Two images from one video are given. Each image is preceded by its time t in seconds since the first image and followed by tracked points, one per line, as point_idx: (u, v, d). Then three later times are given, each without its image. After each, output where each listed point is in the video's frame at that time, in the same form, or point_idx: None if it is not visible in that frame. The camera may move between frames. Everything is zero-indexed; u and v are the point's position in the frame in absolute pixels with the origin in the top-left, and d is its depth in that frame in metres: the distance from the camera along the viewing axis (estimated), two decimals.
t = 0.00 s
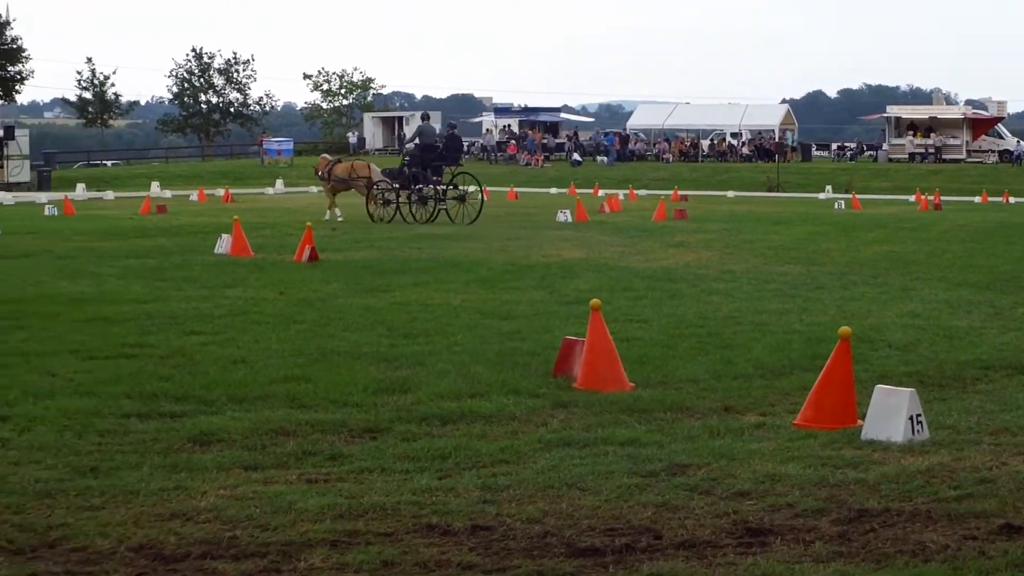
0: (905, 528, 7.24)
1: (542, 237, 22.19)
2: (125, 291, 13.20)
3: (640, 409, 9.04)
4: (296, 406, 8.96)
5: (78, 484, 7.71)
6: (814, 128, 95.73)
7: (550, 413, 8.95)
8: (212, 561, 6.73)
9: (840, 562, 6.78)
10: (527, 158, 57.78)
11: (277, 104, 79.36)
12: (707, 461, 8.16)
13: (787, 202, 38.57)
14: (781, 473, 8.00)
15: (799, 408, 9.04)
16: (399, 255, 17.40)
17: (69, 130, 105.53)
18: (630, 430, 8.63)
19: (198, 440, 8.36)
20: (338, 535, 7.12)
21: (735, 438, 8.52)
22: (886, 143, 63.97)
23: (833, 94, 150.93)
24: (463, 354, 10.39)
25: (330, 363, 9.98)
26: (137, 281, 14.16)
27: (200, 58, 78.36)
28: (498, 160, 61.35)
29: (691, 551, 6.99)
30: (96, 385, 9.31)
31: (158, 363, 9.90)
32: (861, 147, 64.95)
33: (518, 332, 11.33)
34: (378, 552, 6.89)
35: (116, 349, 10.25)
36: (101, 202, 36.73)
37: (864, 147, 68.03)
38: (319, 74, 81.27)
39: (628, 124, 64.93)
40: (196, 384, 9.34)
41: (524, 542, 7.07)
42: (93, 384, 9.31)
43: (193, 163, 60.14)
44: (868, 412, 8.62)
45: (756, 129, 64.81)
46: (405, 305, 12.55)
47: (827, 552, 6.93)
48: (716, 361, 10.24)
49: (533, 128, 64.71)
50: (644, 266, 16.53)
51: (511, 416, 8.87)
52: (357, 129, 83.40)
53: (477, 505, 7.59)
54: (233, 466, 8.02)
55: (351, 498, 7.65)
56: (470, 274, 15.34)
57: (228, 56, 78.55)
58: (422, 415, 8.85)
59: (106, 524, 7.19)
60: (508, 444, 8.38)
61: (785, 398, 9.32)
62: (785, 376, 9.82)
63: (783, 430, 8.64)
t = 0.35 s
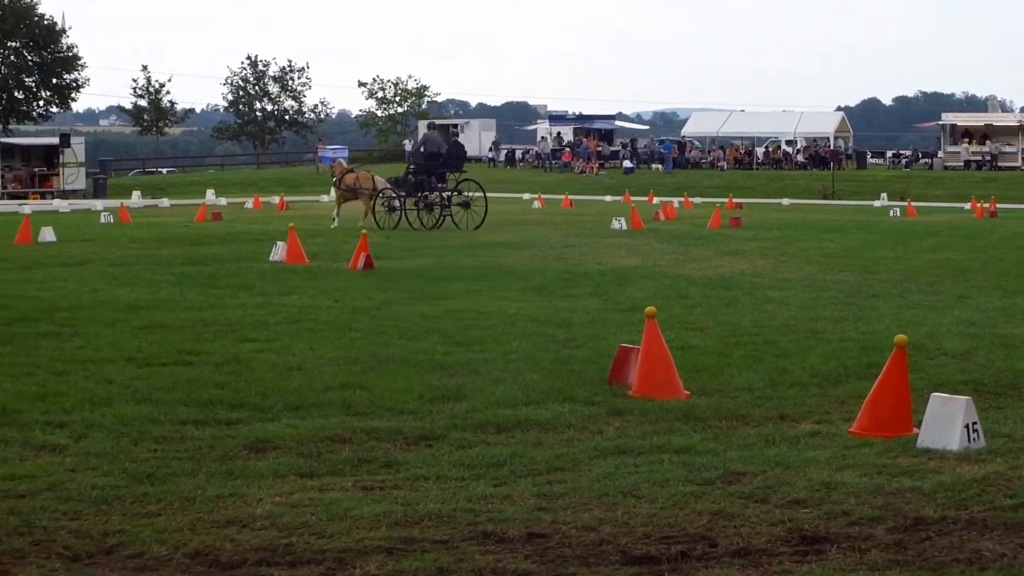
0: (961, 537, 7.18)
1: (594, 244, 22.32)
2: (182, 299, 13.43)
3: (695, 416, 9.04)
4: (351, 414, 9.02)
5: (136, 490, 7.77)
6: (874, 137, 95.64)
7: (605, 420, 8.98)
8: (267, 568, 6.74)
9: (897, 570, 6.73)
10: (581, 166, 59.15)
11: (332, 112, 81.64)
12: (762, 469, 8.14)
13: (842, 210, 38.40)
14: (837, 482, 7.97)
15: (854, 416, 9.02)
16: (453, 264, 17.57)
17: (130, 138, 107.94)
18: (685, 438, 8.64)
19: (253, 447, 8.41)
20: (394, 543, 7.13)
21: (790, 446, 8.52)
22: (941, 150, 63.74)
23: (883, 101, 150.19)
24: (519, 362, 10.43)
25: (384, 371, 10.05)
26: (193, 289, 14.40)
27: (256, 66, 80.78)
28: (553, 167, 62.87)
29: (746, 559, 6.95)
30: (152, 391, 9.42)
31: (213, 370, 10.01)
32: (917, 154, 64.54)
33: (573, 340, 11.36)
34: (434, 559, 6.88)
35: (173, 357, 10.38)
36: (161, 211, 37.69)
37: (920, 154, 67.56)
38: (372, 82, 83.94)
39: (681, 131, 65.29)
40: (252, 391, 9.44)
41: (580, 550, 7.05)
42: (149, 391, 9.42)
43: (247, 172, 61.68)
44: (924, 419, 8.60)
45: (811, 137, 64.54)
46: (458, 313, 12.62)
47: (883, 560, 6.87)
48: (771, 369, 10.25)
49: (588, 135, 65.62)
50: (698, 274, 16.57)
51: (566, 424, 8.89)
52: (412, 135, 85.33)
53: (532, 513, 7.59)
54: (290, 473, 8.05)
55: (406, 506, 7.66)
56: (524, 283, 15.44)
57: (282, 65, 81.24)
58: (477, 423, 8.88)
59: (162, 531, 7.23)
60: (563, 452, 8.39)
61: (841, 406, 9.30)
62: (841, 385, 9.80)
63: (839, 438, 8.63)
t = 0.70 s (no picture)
0: (1005, 544, 7.10)
1: (636, 250, 22.38)
2: (226, 304, 13.58)
3: (738, 423, 9.04)
4: (394, 419, 9.06)
5: (179, 494, 7.79)
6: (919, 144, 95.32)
7: (647, 426, 8.99)
8: (309, 572, 6.72)
9: None
10: (625, 171, 59.54)
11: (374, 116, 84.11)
12: (805, 476, 8.12)
13: (887, 216, 38.24)
14: (880, 488, 7.93)
15: (898, 423, 9.00)
16: (495, 269, 17.68)
17: (174, 142, 109.75)
18: (727, 444, 8.64)
19: (296, 452, 8.45)
20: (436, 548, 7.10)
21: (833, 452, 8.50)
22: (985, 157, 63.60)
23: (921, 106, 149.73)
24: (561, 368, 10.46)
25: (426, 376, 10.10)
26: (235, 293, 14.56)
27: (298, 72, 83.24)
28: (596, 172, 63.80)
29: (789, 565, 6.90)
30: (195, 396, 9.49)
31: (256, 375, 10.08)
32: (958, 161, 64.21)
33: (616, 346, 11.40)
34: (476, 564, 6.85)
35: (215, 362, 10.47)
36: (206, 215, 38.21)
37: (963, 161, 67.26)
38: (414, 87, 87.17)
39: (725, 137, 65.06)
40: (294, 396, 9.50)
41: (622, 555, 7.01)
42: (192, 396, 9.49)
43: (288, 177, 62.70)
44: (966, 426, 8.55)
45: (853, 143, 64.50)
46: (498, 319, 12.67)
47: (926, 567, 6.81)
48: (814, 376, 10.25)
49: (630, 142, 66.08)
50: (739, 280, 16.60)
51: (608, 430, 8.91)
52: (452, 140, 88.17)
53: (574, 518, 7.55)
54: (332, 478, 8.06)
55: (448, 511, 7.64)
56: (564, 289, 15.51)
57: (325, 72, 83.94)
58: (520, 428, 8.91)
59: (205, 535, 7.22)
60: (605, 458, 8.40)
61: (884, 413, 9.28)
62: (883, 392, 9.78)
63: (881, 445, 8.61)
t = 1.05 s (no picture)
0: None
1: (666, 254, 22.42)
2: (257, 306, 13.65)
3: (768, 427, 9.05)
4: (425, 422, 9.08)
5: (210, 496, 7.78)
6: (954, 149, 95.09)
7: (678, 431, 8.99)
8: None
9: None
10: (655, 175, 59.85)
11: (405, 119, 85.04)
12: (837, 481, 8.11)
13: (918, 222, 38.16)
14: (911, 494, 7.90)
15: (929, 429, 8.98)
16: (525, 273, 17.73)
17: (206, 145, 110.52)
18: (759, 449, 8.64)
19: (327, 455, 8.46)
20: (466, 551, 7.07)
21: (864, 458, 8.49)
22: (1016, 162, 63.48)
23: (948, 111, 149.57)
24: (592, 372, 10.48)
25: (457, 380, 10.13)
26: (265, 296, 14.64)
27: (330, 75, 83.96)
28: (628, 175, 64.21)
29: (820, 570, 6.86)
30: (226, 399, 9.52)
31: (287, 378, 10.11)
32: (990, 165, 64.34)
33: (647, 349, 11.42)
34: (507, 568, 6.82)
35: (246, 365, 10.51)
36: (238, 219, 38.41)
37: (994, 165, 67.00)
38: (446, 90, 89.11)
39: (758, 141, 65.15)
40: (326, 399, 9.53)
41: (653, 560, 6.97)
42: (223, 398, 9.52)
43: (318, 180, 63.04)
44: (997, 433, 8.51)
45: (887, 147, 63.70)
46: (527, 323, 12.69)
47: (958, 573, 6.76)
48: (845, 381, 10.25)
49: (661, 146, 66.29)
50: (770, 285, 16.62)
51: (640, 434, 8.91)
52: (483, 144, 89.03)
53: (605, 522, 7.52)
54: (363, 481, 8.06)
55: (479, 514, 7.62)
56: (594, 293, 15.55)
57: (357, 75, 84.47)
58: (551, 432, 8.92)
59: (235, 537, 7.20)
60: (636, 462, 8.40)
61: (915, 418, 9.28)
62: (914, 397, 9.77)
63: (912, 451, 8.60)
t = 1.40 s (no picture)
0: None
1: (687, 249, 22.42)
2: (275, 301, 13.67)
3: (789, 422, 9.05)
4: (445, 417, 9.09)
5: (230, 490, 7.78)
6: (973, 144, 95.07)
7: (698, 425, 8.99)
8: (360, 570, 6.69)
9: None
10: (675, 171, 59.97)
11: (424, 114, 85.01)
12: (857, 476, 8.11)
13: (941, 217, 38.12)
14: (931, 489, 7.89)
15: (949, 423, 8.97)
16: (544, 268, 17.75)
17: (223, 139, 110.67)
18: (779, 444, 8.64)
19: (346, 449, 8.47)
20: (487, 545, 7.06)
21: (884, 453, 8.49)
22: None
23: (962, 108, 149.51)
24: (611, 367, 10.49)
25: (476, 374, 10.13)
26: (284, 290, 14.65)
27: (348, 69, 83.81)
28: (647, 171, 64.24)
29: (840, 565, 6.85)
30: (245, 393, 9.53)
31: (306, 372, 10.13)
32: (1009, 162, 64.43)
33: (665, 345, 11.43)
34: (528, 562, 6.81)
35: (264, 359, 10.52)
36: (258, 213, 38.45)
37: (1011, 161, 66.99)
38: (467, 85, 88.49)
39: (777, 137, 65.08)
40: (345, 394, 9.55)
41: (674, 554, 6.96)
42: (242, 392, 9.53)
43: (333, 175, 63.05)
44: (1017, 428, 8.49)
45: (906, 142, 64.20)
46: (545, 318, 12.71)
47: (978, 568, 6.75)
48: (865, 376, 10.25)
49: (679, 141, 66.28)
50: (789, 280, 16.63)
51: (659, 429, 8.92)
52: (502, 139, 89.13)
53: (625, 517, 7.51)
54: (382, 475, 8.06)
55: (500, 509, 7.61)
56: (612, 289, 15.56)
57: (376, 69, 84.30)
58: (571, 427, 8.93)
59: (256, 531, 7.20)
60: (656, 457, 8.40)
61: (935, 414, 9.27)
62: (935, 392, 9.77)
63: (932, 446, 8.61)
